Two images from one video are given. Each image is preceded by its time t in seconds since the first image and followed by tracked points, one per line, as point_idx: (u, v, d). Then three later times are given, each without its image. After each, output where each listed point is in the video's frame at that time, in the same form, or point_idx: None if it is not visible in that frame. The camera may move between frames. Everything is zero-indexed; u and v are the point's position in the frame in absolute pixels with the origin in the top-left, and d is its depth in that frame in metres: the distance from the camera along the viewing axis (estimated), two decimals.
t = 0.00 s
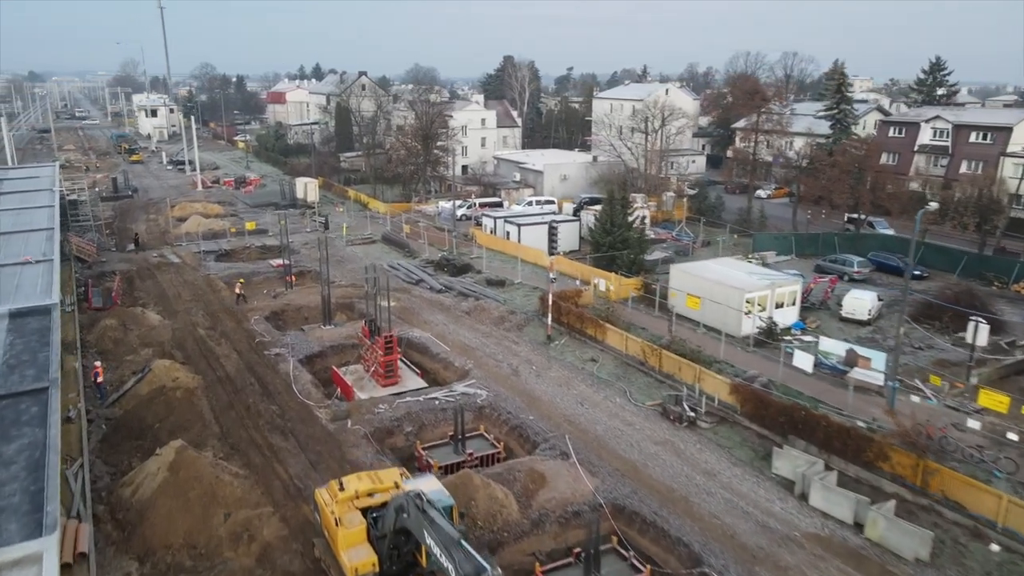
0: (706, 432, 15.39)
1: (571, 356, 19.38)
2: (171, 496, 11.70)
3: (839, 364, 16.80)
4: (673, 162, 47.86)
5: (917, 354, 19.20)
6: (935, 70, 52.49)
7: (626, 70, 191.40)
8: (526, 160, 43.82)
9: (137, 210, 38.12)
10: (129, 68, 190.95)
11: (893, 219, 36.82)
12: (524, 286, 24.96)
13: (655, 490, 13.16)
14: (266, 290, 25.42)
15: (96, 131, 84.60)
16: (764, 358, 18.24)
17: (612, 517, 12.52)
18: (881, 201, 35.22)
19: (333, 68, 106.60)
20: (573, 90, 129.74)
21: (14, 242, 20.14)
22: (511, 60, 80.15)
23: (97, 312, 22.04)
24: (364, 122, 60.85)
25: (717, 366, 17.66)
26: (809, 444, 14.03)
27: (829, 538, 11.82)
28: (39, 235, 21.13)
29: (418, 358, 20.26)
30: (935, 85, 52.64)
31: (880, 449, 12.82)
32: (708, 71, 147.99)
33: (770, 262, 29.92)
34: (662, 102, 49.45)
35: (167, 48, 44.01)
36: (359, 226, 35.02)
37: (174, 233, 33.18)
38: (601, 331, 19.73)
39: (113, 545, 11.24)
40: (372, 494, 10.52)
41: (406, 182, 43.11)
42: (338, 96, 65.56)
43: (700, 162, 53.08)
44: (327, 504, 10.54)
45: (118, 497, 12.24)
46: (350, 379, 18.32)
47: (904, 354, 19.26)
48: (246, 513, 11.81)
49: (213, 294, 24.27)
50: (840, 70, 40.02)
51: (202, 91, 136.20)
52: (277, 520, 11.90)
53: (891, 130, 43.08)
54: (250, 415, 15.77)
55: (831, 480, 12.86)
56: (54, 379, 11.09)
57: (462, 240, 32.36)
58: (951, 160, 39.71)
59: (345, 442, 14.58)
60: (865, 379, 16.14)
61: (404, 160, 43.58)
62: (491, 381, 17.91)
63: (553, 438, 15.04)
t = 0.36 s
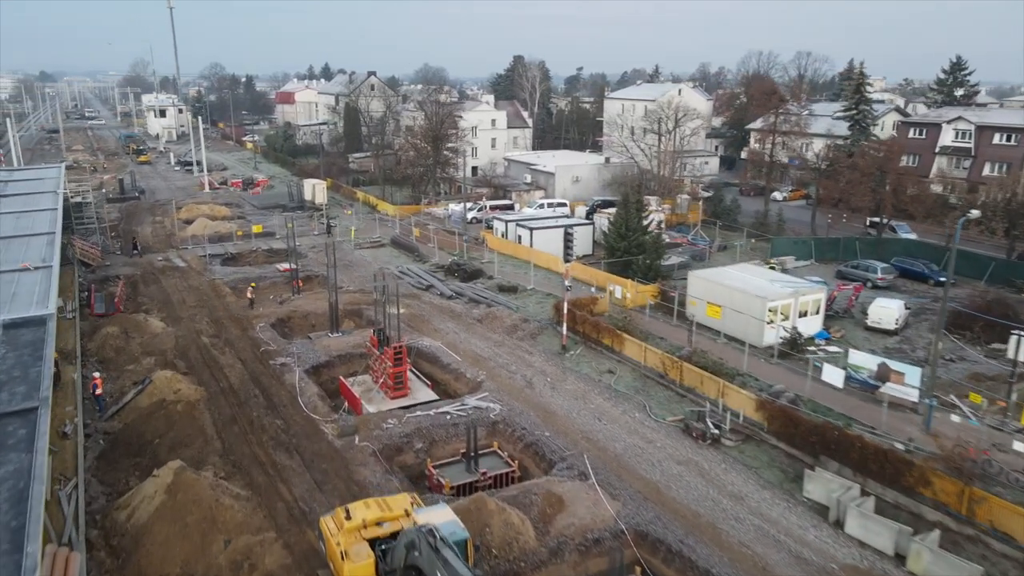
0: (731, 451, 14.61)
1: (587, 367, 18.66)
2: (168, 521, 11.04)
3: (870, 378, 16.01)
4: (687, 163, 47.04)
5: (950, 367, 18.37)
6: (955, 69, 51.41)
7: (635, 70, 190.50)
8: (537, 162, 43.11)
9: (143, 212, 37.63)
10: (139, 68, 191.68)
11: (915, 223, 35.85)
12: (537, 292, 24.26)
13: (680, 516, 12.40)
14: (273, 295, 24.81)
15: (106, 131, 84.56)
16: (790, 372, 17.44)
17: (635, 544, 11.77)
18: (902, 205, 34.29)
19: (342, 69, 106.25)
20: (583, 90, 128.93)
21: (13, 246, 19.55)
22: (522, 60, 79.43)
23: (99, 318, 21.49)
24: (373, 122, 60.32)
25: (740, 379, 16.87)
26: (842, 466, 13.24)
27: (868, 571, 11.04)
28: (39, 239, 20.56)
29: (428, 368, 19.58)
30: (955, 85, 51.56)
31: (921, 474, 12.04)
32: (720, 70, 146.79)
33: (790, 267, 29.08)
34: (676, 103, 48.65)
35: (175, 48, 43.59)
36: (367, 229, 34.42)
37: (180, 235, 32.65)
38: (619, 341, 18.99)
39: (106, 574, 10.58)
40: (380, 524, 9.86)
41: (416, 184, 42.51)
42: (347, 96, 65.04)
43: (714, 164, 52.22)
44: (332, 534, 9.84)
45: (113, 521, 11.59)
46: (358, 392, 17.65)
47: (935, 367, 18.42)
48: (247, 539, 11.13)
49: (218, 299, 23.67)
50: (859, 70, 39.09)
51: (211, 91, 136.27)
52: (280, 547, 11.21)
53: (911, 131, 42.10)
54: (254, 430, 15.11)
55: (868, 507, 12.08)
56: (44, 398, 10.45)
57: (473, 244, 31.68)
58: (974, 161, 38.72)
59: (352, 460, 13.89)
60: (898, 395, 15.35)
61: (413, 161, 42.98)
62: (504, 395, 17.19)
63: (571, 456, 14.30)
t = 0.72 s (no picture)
0: (758, 472, 13.84)
1: (603, 380, 17.92)
2: (163, 550, 10.38)
3: (903, 396, 15.21)
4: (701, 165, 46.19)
5: (985, 381, 17.50)
6: (977, 69, 50.29)
7: (645, 70, 189.42)
8: (548, 164, 42.39)
9: (149, 214, 37.15)
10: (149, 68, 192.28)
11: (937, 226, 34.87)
12: (550, 299, 23.53)
13: (707, 545, 11.64)
14: (279, 301, 24.20)
15: (115, 131, 84.37)
16: (817, 386, 16.64)
17: None
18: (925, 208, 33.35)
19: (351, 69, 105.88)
20: (593, 90, 128.11)
21: (11, 251, 18.97)
22: (532, 60, 78.65)
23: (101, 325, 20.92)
24: (383, 123, 59.73)
25: (765, 395, 16.09)
26: (879, 491, 12.45)
27: None
28: (39, 243, 20.00)
29: (438, 380, 18.91)
30: (976, 85, 50.42)
31: (968, 503, 11.23)
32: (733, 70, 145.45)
33: (810, 273, 28.20)
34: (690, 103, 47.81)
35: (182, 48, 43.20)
36: (376, 232, 33.78)
37: (186, 238, 32.11)
38: (636, 353, 18.23)
39: None
40: (387, 557, 9.14)
41: (425, 185, 41.87)
42: (356, 96, 64.46)
43: (728, 166, 51.35)
44: (335, 568, 9.07)
45: (105, 547, 10.94)
46: (365, 405, 16.96)
47: (970, 382, 17.57)
48: (247, 569, 10.45)
49: (223, 305, 23.07)
50: (880, 70, 38.13)
51: (221, 91, 136.37)
52: None
53: (932, 132, 41.09)
54: (256, 446, 14.44)
55: (910, 537, 11.29)
56: (31, 420, 9.85)
57: (484, 248, 30.99)
58: (998, 164, 37.70)
59: (359, 480, 13.20)
60: (934, 414, 14.55)
61: (422, 163, 42.34)
62: (517, 409, 16.47)
63: (589, 477, 13.56)
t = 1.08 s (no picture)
0: (788, 497, 13.05)
1: (622, 394, 17.17)
2: None
3: (942, 415, 14.37)
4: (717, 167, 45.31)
5: None
6: (1001, 69, 49.09)
7: (657, 70, 188.23)
8: (561, 166, 41.66)
9: (157, 216, 36.71)
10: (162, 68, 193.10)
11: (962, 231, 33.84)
12: (565, 307, 22.81)
13: None
14: (286, 307, 23.61)
15: (126, 132, 84.33)
16: (848, 403, 15.81)
17: None
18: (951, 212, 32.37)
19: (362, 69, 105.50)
20: (605, 90, 127.21)
21: (11, 257, 18.44)
22: (544, 60, 77.89)
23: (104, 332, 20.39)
24: (393, 123, 59.19)
25: (793, 412, 15.28)
26: (921, 520, 11.65)
27: None
28: (41, 247, 19.47)
29: (449, 392, 18.23)
30: (1000, 85, 49.22)
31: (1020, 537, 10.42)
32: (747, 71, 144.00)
33: (833, 280, 27.30)
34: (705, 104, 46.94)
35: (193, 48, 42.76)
36: (386, 235, 33.16)
37: (193, 240, 31.59)
38: (656, 365, 17.47)
39: None
40: None
41: (436, 187, 41.23)
42: (367, 97, 63.91)
43: (744, 167, 50.39)
44: None
45: None
46: (374, 419, 16.29)
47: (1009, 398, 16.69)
48: None
49: (229, 312, 22.49)
50: (903, 69, 37.12)
51: (232, 90, 136.36)
52: None
53: (956, 134, 40.03)
54: (260, 464, 13.79)
55: (958, 573, 10.48)
56: (17, 445, 9.61)
57: (496, 252, 30.30)
58: None
59: (367, 503, 12.52)
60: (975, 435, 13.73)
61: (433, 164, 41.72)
62: (532, 424, 15.76)
63: (609, 501, 12.81)
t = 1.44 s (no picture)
0: (820, 522, 12.30)
1: (641, 408, 16.47)
2: None
3: (982, 433, 13.72)
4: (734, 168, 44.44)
5: None
6: None
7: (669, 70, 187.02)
8: (575, 168, 40.96)
9: (166, 218, 36.32)
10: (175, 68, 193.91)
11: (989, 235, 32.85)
12: (581, 314, 22.15)
13: None
14: (295, 314, 23.09)
15: (139, 132, 84.36)
16: (881, 421, 15.04)
17: None
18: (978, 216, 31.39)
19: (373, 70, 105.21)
20: (618, 90, 126.35)
21: (13, 262, 17.94)
22: (557, 60, 77.16)
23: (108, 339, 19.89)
24: (405, 124, 58.69)
25: (823, 431, 14.54)
26: (966, 552, 10.90)
27: None
28: (44, 252, 19.03)
29: (461, 403, 17.62)
30: None
31: None
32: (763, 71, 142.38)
33: (857, 287, 26.43)
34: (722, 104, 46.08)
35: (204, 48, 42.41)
36: (397, 238, 32.59)
37: (202, 243, 31.14)
38: (677, 378, 16.75)
39: None
40: None
41: (448, 189, 40.65)
42: (379, 97, 63.43)
43: (761, 169, 49.46)
44: None
45: None
46: (383, 433, 15.66)
47: None
48: None
49: (237, 318, 21.95)
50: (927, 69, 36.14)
51: (244, 91, 136.41)
52: None
53: (982, 136, 38.98)
54: (264, 481, 13.20)
55: None
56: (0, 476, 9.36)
57: (509, 257, 29.66)
58: None
59: (375, 526, 11.91)
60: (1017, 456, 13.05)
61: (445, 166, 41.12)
62: (548, 440, 15.09)
63: (630, 525, 12.12)
